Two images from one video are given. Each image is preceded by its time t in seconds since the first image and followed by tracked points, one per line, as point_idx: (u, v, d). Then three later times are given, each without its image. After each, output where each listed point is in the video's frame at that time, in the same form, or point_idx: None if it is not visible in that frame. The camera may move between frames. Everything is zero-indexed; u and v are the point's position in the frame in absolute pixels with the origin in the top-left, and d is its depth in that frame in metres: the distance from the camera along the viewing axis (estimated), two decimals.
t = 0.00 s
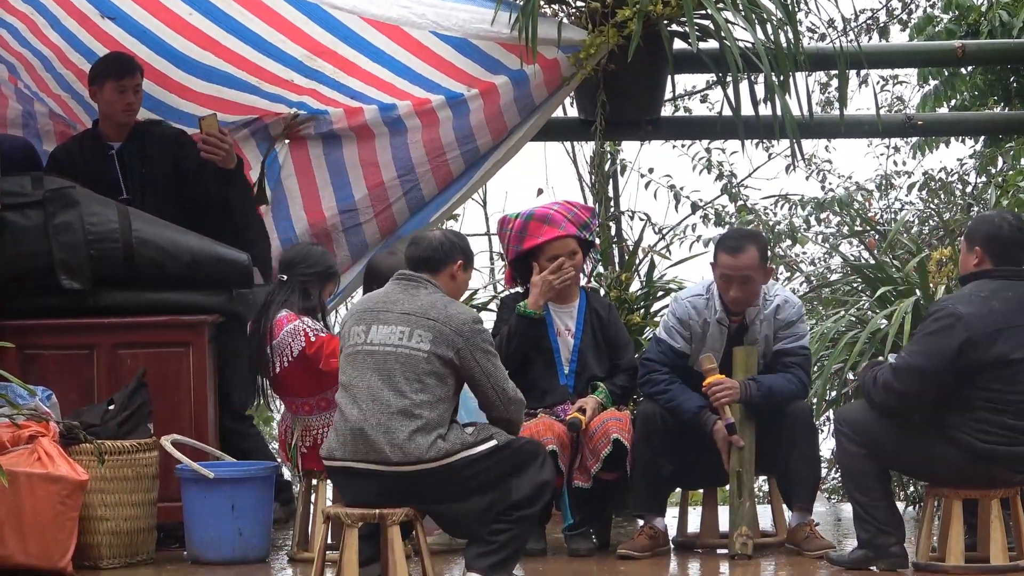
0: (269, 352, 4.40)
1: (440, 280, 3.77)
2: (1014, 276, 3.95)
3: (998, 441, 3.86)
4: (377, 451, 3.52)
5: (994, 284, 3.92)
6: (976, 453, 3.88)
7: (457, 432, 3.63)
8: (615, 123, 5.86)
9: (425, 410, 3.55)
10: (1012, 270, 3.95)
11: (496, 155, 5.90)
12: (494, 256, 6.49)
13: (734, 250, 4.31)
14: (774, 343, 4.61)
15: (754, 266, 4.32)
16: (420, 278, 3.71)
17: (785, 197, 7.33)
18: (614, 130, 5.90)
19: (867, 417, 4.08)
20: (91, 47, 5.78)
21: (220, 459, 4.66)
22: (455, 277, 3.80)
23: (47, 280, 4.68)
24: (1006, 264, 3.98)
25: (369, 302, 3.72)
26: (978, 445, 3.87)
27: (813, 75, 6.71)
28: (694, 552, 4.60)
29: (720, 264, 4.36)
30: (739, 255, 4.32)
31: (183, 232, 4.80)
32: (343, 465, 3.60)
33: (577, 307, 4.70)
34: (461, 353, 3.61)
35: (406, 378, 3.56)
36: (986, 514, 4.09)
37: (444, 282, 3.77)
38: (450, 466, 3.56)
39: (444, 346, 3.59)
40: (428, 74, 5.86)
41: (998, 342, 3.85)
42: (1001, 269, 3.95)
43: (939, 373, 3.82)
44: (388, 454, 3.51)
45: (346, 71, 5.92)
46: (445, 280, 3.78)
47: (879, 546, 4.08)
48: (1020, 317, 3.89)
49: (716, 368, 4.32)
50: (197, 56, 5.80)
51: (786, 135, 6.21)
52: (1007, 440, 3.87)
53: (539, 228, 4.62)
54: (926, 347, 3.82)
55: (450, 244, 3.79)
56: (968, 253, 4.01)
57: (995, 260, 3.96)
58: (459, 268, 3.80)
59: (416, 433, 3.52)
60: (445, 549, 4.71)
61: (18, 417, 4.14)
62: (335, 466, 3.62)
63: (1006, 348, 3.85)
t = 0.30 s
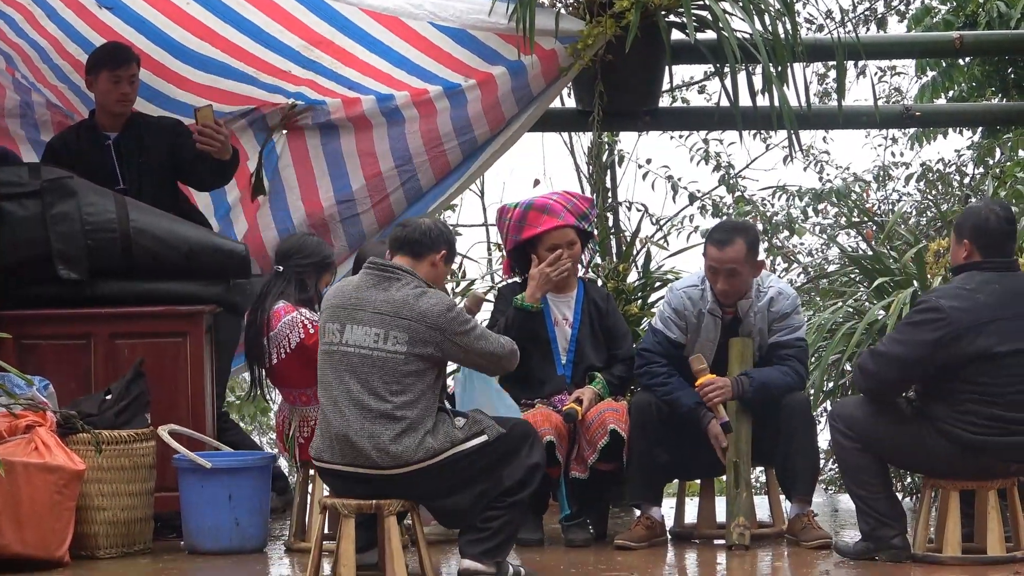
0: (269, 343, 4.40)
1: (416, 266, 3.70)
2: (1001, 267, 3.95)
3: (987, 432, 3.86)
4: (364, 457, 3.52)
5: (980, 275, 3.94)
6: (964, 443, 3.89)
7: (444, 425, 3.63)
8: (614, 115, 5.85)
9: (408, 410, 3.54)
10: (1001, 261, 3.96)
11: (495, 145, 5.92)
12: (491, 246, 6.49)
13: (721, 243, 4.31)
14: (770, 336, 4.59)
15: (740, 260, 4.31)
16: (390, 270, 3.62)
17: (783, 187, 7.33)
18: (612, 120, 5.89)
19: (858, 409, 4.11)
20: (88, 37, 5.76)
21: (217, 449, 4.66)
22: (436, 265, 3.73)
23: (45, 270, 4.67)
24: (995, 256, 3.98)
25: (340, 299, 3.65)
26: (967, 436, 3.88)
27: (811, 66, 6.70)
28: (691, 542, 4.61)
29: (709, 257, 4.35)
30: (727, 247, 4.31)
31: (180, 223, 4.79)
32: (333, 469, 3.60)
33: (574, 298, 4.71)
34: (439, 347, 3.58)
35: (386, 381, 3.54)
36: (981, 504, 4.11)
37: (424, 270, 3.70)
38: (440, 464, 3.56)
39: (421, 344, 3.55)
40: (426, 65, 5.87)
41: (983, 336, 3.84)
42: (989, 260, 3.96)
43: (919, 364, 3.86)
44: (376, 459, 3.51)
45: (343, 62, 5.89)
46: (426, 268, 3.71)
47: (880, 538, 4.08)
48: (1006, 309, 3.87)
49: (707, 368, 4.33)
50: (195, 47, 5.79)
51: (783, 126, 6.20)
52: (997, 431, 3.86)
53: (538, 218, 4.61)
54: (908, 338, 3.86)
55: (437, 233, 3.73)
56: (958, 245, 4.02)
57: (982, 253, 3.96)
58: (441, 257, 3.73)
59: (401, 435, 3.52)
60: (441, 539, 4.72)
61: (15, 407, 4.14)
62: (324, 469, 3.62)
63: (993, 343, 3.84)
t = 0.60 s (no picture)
0: (264, 330, 4.40)
1: (398, 253, 3.68)
2: (946, 255, 4.03)
3: (972, 414, 3.90)
4: (359, 446, 3.52)
5: (930, 267, 4.00)
6: (953, 431, 3.91)
7: (439, 411, 3.60)
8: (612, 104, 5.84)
9: (400, 396, 3.52)
10: (942, 249, 4.03)
11: (493, 133, 5.87)
12: (488, 235, 6.47)
13: (715, 231, 4.32)
14: (765, 325, 4.60)
15: (734, 248, 4.31)
16: (371, 256, 3.61)
17: (781, 177, 7.33)
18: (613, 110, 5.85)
19: (842, 412, 4.13)
20: (86, 21, 5.73)
21: (212, 435, 4.66)
22: (414, 251, 3.72)
23: (41, 255, 4.65)
24: (933, 245, 4.06)
25: (323, 288, 3.63)
26: (954, 423, 3.90)
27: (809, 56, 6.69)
28: (687, 532, 4.61)
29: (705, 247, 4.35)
30: (722, 236, 4.32)
31: (177, 208, 4.78)
32: (329, 460, 3.59)
33: (572, 285, 4.72)
34: (426, 327, 3.55)
35: (377, 367, 3.52)
36: (976, 494, 4.11)
37: (404, 257, 3.69)
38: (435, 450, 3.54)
39: (407, 325, 3.53)
40: (425, 52, 5.87)
41: (940, 324, 3.92)
42: (930, 253, 4.03)
43: (881, 369, 3.93)
44: (371, 447, 3.51)
45: (342, 49, 5.90)
46: (405, 254, 3.70)
47: (877, 528, 4.07)
48: (959, 294, 3.95)
49: (706, 357, 4.28)
50: (194, 33, 5.77)
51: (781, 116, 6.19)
52: (981, 411, 3.91)
53: (538, 200, 4.60)
54: (868, 342, 3.94)
55: (413, 219, 3.73)
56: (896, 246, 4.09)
57: (923, 245, 4.04)
58: (420, 242, 3.72)
59: (394, 422, 3.51)
60: (437, 526, 4.72)
61: (10, 392, 4.14)
62: (320, 460, 3.62)
63: (956, 327, 3.92)
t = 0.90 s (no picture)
0: (265, 311, 4.41)
1: (395, 244, 3.73)
2: (917, 243, 4.09)
3: (954, 397, 3.91)
4: (352, 422, 3.49)
5: (903, 254, 4.05)
6: (934, 414, 3.92)
7: (434, 391, 3.58)
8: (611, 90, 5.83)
9: (394, 372, 3.51)
10: (912, 237, 4.09)
11: (490, 119, 5.88)
12: (486, 220, 6.47)
13: (720, 223, 4.28)
14: (762, 314, 4.60)
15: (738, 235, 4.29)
16: (369, 240, 3.66)
17: (779, 164, 7.31)
18: (612, 95, 5.84)
19: (819, 408, 4.18)
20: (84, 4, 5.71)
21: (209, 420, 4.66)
22: (413, 248, 3.78)
23: (38, 239, 4.64)
24: (904, 234, 4.12)
25: (323, 272, 3.67)
26: (936, 407, 3.91)
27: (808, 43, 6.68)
28: (682, 519, 4.62)
29: (710, 238, 4.31)
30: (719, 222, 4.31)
31: (174, 192, 4.75)
32: (322, 439, 3.57)
33: (569, 274, 4.72)
34: (423, 306, 3.56)
35: (372, 343, 3.52)
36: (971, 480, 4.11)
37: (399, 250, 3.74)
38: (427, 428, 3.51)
39: (404, 302, 3.54)
40: (423, 37, 5.90)
41: (917, 306, 3.94)
42: (902, 241, 4.09)
43: (860, 354, 3.94)
44: (364, 423, 3.48)
45: (339, 33, 5.93)
46: (403, 249, 3.75)
47: (873, 517, 4.06)
48: (933, 277, 3.98)
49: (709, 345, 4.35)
50: (189, 15, 5.74)
51: (780, 103, 6.18)
52: (963, 393, 3.92)
53: (539, 184, 4.60)
54: (846, 329, 3.95)
55: (408, 216, 3.77)
56: (868, 239, 4.16)
57: (893, 235, 4.10)
58: (417, 238, 3.78)
59: (388, 398, 3.49)
60: (433, 512, 4.72)
61: (6, 376, 4.17)
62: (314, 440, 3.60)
63: (931, 309, 3.94)
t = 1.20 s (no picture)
0: (266, 297, 4.41)
1: (410, 236, 3.73)
2: (915, 231, 4.09)
3: (945, 383, 3.91)
4: (367, 404, 3.48)
5: (900, 241, 4.05)
6: (924, 400, 3.92)
7: (445, 379, 3.59)
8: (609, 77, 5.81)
9: (414, 358, 3.51)
10: (910, 226, 4.09)
11: (489, 106, 5.87)
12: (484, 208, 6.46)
13: (725, 213, 4.28)
14: (762, 303, 4.59)
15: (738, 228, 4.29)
16: (390, 229, 3.64)
17: (778, 153, 7.30)
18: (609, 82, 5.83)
19: (812, 401, 4.18)
20: None
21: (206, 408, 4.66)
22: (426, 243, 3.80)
23: (35, 227, 4.62)
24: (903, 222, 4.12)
25: (342, 255, 3.64)
26: (926, 393, 3.91)
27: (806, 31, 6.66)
28: (680, 507, 4.62)
29: (720, 228, 4.30)
30: (718, 210, 4.30)
31: (170, 179, 4.73)
32: (331, 420, 3.54)
33: (565, 263, 4.70)
34: (445, 297, 3.57)
35: (394, 328, 3.51)
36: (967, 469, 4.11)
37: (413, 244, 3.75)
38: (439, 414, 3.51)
39: (428, 292, 3.55)
40: (420, 25, 5.90)
41: (912, 291, 3.95)
42: (901, 228, 4.09)
43: (856, 337, 3.95)
44: (380, 405, 3.47)
45: (337, 21, 5.94)
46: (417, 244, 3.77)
47: (870, 505, 4.07)
48: (929, 263, 3.99)
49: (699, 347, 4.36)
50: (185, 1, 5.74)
51: (778, 91, 6.16)
52: (952, 379, 3.91)
53: (536, 172, 4.59)
54: (842, 312, 3.95)
55: (421, 211, 3.79)
56: (865, 227, 4.16)
57: (891, 223, 4.10)
58: (430, 233, 3.80)
59: (405, 383, 3.49)
60: (430, 500, 4.72)
61: (3, 363, 4.17)
62: (321, 420, 3.56)
63: (925, 294, 3.95)
